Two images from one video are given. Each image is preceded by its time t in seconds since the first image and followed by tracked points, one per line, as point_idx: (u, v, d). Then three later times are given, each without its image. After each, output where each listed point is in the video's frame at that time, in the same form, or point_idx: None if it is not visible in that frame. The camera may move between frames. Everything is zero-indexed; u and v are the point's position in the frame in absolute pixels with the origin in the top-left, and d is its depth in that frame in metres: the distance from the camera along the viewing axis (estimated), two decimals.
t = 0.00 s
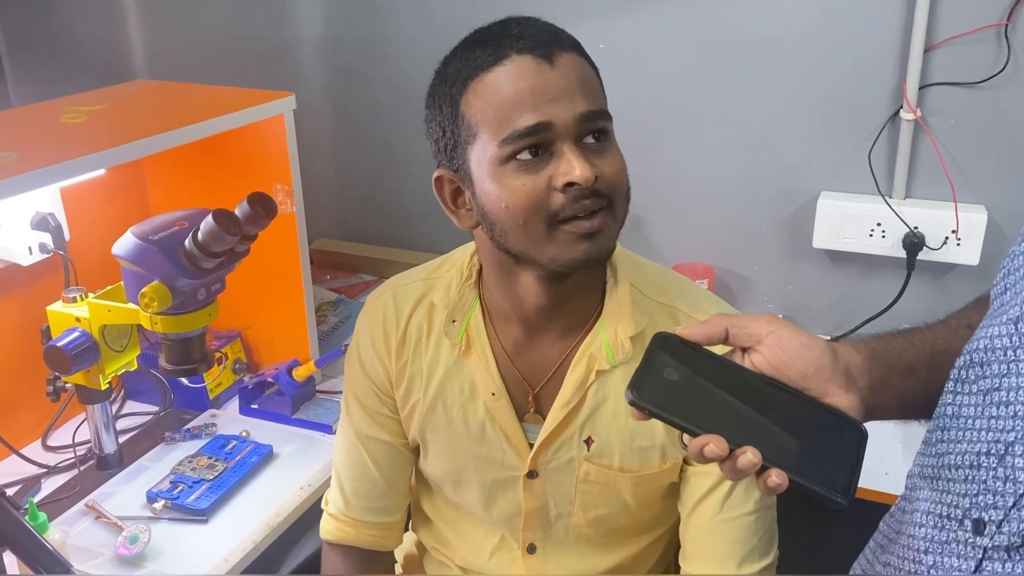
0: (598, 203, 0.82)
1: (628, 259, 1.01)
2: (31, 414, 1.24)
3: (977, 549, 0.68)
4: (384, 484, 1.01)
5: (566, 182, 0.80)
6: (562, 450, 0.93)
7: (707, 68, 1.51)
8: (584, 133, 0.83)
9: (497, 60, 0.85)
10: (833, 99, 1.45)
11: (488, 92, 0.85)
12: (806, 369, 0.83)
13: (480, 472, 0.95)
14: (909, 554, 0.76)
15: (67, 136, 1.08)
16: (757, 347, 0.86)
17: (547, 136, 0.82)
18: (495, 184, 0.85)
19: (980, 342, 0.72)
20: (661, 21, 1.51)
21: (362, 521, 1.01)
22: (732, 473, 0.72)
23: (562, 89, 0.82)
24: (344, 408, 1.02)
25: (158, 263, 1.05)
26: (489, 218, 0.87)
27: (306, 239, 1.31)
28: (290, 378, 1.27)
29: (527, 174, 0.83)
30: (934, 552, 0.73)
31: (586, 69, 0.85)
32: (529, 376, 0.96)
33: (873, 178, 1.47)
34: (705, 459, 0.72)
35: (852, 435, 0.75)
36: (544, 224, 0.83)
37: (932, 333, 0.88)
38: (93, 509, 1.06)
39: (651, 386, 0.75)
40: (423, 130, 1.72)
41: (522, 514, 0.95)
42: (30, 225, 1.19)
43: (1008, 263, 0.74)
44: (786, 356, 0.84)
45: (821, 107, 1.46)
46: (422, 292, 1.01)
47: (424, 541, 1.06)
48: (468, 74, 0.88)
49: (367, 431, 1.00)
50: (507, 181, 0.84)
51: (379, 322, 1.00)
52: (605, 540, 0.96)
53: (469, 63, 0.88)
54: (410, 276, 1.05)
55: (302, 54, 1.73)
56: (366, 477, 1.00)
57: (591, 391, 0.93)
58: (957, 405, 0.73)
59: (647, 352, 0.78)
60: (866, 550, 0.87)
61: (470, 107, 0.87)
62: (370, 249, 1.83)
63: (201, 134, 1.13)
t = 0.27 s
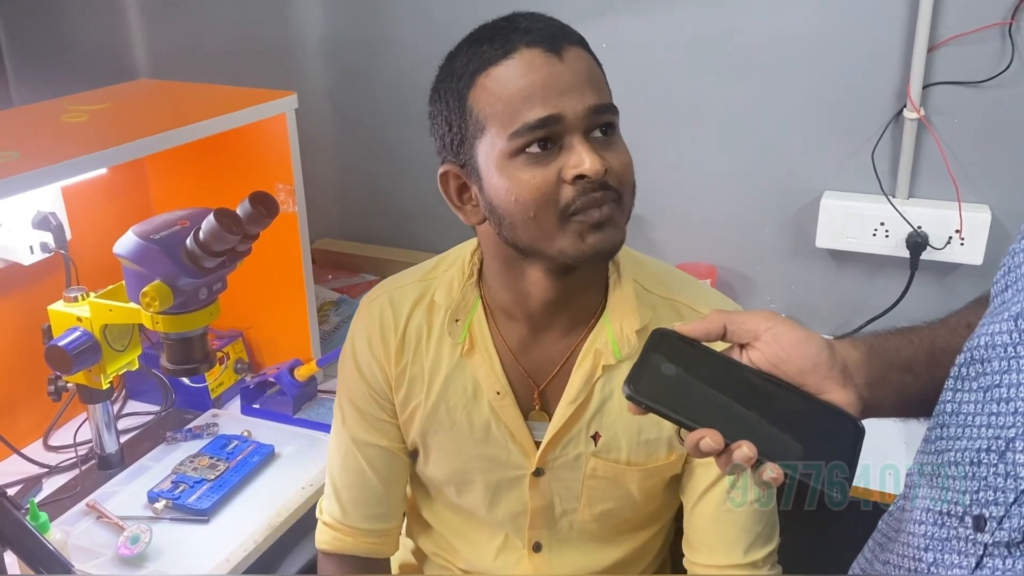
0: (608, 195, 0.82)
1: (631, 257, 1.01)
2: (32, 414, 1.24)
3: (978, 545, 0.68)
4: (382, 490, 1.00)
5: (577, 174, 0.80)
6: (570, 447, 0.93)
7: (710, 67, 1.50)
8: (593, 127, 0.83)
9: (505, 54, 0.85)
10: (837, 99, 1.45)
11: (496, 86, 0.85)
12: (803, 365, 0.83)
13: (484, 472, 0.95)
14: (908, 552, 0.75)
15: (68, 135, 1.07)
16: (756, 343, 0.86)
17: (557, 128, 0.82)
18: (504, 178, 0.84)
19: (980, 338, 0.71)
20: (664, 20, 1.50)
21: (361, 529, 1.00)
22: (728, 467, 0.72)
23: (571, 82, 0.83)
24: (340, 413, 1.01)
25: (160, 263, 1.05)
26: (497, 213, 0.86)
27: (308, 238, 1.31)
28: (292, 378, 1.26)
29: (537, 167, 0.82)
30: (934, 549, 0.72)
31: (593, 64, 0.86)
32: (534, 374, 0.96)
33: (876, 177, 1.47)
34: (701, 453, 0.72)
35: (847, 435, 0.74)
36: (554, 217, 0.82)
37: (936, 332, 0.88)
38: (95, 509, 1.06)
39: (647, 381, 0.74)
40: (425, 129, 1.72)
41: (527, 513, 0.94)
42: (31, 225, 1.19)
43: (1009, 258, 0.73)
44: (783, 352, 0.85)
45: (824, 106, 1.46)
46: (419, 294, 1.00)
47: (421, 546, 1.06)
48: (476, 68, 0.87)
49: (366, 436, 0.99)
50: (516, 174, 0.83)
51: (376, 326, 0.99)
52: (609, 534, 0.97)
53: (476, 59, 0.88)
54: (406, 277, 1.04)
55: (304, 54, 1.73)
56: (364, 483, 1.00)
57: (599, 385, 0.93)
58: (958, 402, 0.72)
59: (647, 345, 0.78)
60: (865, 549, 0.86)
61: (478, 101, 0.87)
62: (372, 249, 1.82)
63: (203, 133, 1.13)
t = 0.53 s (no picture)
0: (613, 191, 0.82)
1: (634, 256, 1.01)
2: (34, 414, 1.24)
3: (981, 542, 0.68)
4: (384, 490, 1.00)
5: (582, 170, 0.80)
6: (574, 446, 0.93)
7: (712, 68, 1.50)
8: (598, 123, 0.83)
9: (511, 50, 0.85)
10: (839, 99, 1.45)
11: (502, 82, 0.84)
12: (801, 360, 0.82)
13: (487, 473, 0.95)
14: (910, 550, 0.75)
15: (71, 135, 1.08)
16: (755, 338, 0.85)
17: (562, 125, 0.82)
18: (509, 174, 0.84)
19: (982, 336, 0.71)
20: (666, 20, 1.50)
21: (364, 532, 1.00)
22: (725, 459, 0.71)
23: (577, 79, 0.83)
24: (340, 414, 1.01)
25: (162, 263, 1.05)
26: (501, 208, 0.86)
27: (309, 237, 1.31)
28: (293, 379, 1.26)
29: (542, 162, 0.82)
30: (936, 546, 0.72)
31: (599, 62, 0.86)
32: (537, 373, 0.96)
33: (878, 177, 1.47)
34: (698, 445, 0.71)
35: (848, 429, 0.74)
36: (559, 213, 0.82)
37: (937, 333, 0.88)
38: (96, 509, 1.06)
39: (647, 373, 0.74)
40: (427, 130, 1.72)
41: (532, 512, 0.94)
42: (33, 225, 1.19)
43: (1011, 256, 0.73)
44: (783, 348, 0.83)
45: (826, 107, 1.46)
46: (421, 295, 1.00)
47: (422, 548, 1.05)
48: (481, 64, 0.87)
49: (367, 437, 0.99)
50: (521, 170, 0.83)
51: (377, 327, 0.99)
52: (613, 533, 0.97)
53: (482, 54, 0.88)
54: (407, 278, 1.04)
55: (306, 54, 1.73)
56: (365, 484, 0.99)
57: (604, 383, 0.93)
58: (959, 399, 0.72)
59: (646, 338, 0.78)
60: (866, 549, 0.86)
61: (483, 96, 0.86)
62: (373, 249, 1.82)
63: (206, 133, 1.13)
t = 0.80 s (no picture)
0: (614, 228, 0.83)
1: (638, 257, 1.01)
2: (35, 414, 1.24)
3: (988, 542, 0.67)
4: (386, 486, 1.00)
5: (587, 211, 0.81)
6: (574, 445, 0.93)
7: (713, 68, 1.50)
8: (606, 160, 0.83)
9: (521, 81, 0.83)
10: (840, 99, 1.45)
11: (511, 114, 0.83)
12: (804, 361, 0.83)
13: (487, 472, 0.95)
14: (917, 550, 0.75)
15: (73, 136, 1.08)
16: (758, 339, 0.86)
17: (570, 163, 0.82)
18: (514, 205, 0.84)
19: (986, 337, 0.71)
20: (666, 20, 1.50)
21: (367, 528, 1.00)
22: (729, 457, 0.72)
23: (587, 116, 0.81)
24: (344, 411, 1.01)
25: (162, 263, 1.05)
26: (504, 233, 0.87)
27: (310, 238, 1.31)
28: (294, 379, 1.27)
29: (547, 198, 0.83)
30: (943, 546, 0.72)
31: (609, 91, 0.84)
32: (537, 373, 0.96)
33: (879, 178, 1.46)
34: (702, 445, 0.71)
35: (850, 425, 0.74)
36: (560, 246, 0.84)
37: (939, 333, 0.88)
38: (98, 509, 1.06)
39: (650, 372, 0.74)
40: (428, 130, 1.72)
41: (531, 511, 0.94)
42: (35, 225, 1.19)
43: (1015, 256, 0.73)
44: (785, 348, 0.84)
45: (828, 108, 1.46)
46: (423, 294, 1.00)
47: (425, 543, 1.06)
48: (489, 89, 0.85)
49: (369, 436, 0.99)
50: (527, 205, 0.83)
51: (380, 327, 0.99)
52: (613, 533, 0.96)
53: (490, 78, 0.86)
54: (409, 277, 1.04)
55: (307, 55, 1.73)
56: (367, 479, 0.99)
57: (603, 384, 0.93)
58: (965, 400, 0.72)
59: (648, 339, 0.79)
60: (870, 549, 0.86)
61: (490, 124, 0.85)
62: (374, 249, 1.82)
63: (207, 134, 1.13)
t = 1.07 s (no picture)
0: (617, 202, 0.81)
1: (640, 265, 1.01)
2: (36, 415, 1.24)
3: (996, 544, 0.68)
4: (388, 486, 1.00)
5: (587, 179, 0.80)
6: (571, 454, 0.93)
7: (714, 69, 1.50)
8: (607, 133, 0.83)
9: (525, 53, 0.85)
10: (841, 101, 1.45)
11: (515, 84, 0.85)
12: (807, 369, 0.82)
13: (486, 476, 0.95)
14: (921, 553, 0.74)
15: (75, 137, 1.08)
16: (760, 349, 0.85)
17: (570, 132, 0.82)
18: (514, 177, 0.84)
19: (987, 340, 0.72)
20: (667, 21, 1.50)
21: (369, 526, 1.00)
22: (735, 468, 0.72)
23: (588, 87, 0.82)
24: (350, 408, 1.02)
25: (163, 264, 1.05)
26: (505, 210, 0.86)
27: (311, 241, 1.31)
28: (296, 380, 1.27)
29: (547, 167, 0.82)
30: (949, 549, 0.71)
31: (614, 72, 0.86)
32: (538, 378, 0.96)
33: (880, 179, 1.47)
34: (709, 458, 0.71)
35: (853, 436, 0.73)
36: (562, 220, 0.82)
37: (938, 335, 0.88)
38: (100, 509, 1.06)
39: (653, 383, 0.75)
40: (429, 132, 1.72)
41: (530, 518, 0.94)
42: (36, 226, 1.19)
43: (1012, 260, 0.74)
44: (787, 357, 0.83)
45: (828, 109, 1.46)
46: (429, 294, 1.01)
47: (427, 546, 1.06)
48: (495, 65, 0.88)
49: (373, 434, 0.99)
50: (527, 173, 0.83)
51: (385, 325, 0.99)
52: (611, 545, 0.96)
53: (496, 57, 0.88)
54: (416, 278, 1.04)
55: (308, 56, 1.73)
56: (371, 478, 1.00)
57: (603, 393, 0.93)
58: (967, 403, 0.73)
59: (650, 356, 0.80)
60: (872, 550, 0.86)
61: (495, 97, 0.87)
62: (375, 251, 1.83)
63: (209, 135, 1.13)
